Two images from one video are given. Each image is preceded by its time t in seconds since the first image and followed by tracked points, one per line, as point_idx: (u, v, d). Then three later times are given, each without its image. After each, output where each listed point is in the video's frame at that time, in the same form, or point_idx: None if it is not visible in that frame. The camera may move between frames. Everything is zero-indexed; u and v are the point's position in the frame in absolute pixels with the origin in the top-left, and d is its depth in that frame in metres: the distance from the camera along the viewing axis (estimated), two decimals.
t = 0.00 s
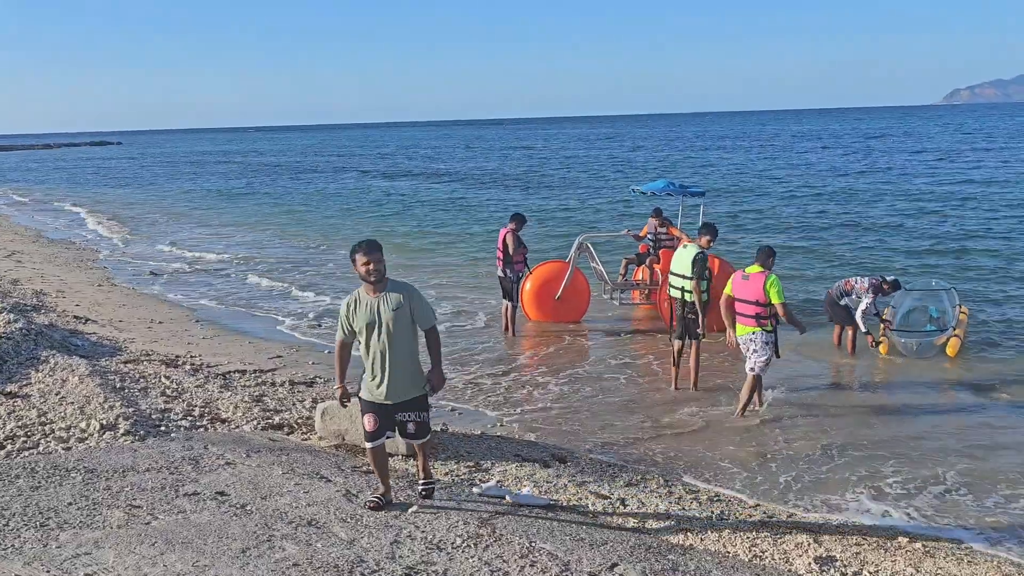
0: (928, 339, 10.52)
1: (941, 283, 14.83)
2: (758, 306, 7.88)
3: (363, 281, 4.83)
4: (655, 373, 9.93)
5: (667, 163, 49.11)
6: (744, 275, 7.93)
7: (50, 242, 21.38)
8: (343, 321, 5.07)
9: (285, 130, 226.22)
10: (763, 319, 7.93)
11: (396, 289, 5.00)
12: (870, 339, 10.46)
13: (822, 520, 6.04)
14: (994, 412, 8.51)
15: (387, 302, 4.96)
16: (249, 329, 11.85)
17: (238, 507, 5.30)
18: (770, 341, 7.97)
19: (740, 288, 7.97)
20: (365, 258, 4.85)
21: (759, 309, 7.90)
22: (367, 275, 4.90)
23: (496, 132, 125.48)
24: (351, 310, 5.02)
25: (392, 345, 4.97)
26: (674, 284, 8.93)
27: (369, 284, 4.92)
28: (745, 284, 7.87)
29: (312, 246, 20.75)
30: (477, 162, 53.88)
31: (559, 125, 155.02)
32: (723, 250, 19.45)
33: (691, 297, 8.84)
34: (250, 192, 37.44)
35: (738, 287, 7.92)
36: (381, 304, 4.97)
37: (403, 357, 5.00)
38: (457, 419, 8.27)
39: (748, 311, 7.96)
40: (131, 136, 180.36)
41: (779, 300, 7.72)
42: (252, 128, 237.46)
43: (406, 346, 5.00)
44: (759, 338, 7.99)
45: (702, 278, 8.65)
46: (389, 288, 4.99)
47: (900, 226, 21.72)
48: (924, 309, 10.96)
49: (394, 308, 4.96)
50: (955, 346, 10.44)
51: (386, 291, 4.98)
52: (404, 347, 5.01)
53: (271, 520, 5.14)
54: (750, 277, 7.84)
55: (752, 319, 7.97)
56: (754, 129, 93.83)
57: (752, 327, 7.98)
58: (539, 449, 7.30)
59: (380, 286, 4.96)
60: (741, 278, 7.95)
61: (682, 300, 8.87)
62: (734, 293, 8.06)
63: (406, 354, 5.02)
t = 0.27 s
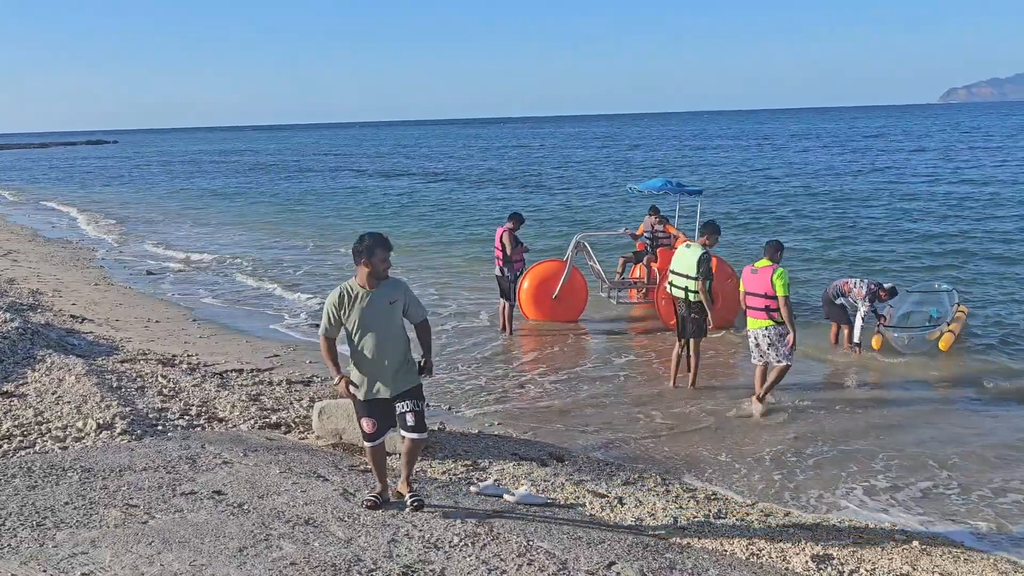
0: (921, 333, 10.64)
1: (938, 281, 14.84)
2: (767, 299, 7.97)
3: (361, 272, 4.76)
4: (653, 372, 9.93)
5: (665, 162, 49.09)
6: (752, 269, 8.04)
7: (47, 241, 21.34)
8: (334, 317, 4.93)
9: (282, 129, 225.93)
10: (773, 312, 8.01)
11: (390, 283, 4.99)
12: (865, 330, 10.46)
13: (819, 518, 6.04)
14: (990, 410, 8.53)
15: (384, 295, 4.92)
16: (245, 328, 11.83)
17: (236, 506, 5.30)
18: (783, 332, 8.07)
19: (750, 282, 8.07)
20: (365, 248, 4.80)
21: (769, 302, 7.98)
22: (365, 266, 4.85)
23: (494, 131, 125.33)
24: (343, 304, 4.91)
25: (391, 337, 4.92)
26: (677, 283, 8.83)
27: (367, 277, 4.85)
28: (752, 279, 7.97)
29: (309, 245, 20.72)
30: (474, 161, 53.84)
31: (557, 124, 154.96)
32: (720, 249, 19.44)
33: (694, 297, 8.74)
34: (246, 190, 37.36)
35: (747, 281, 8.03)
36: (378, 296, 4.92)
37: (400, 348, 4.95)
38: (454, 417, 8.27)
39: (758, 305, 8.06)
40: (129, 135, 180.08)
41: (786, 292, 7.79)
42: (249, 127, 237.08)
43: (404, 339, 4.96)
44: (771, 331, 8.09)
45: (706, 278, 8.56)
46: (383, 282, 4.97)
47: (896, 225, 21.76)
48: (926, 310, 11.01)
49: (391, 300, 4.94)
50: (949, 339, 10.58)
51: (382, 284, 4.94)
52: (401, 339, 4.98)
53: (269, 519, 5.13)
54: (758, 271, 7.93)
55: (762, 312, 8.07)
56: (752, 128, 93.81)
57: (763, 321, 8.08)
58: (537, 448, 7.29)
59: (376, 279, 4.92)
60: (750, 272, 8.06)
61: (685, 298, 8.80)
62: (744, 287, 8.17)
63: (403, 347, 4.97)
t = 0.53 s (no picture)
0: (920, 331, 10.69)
1: (936, 281, 14.86)
2: (780, 296, 8.29)
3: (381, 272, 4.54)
4: (652, 372, 9.93)
5: (663, 162, 49.08)
6: (767, 267, 8.37)
7: (44, 241, 21.29)
8: (343, 317, 4.60)
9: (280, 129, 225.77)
10: (785, 309, 8.33)
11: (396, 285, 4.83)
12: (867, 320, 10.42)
13: (817, 518, 6.04)
14: (988, 409, 8.54)
15: (394, 297, 4.74)
16: (243, 328, 11.81)
17: (233, 506, 5.29)
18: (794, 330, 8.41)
19: (763, 280, 8.40)
20: (383, 247, 4.61)
21: (781, 299, 8.31)
22: (381, 266, 4.63)
23: (493, 131, 125.36)
24: (354, 305, 4.62)
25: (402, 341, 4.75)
26: (681, 282, 8.86)
27: (381, 277, 4.64)
28: (767, 276, 8.32)
29: (307, 245, 20.70)
30: (472, 161, 53.80)
31: (555, 124, 154.93)
32: (718, 249, 19.43)
33: (701, 296, 8.78)
34: (244, 190, 37.30)
35: (760, 278, 8.36)
36: (389, 298, 4.72)
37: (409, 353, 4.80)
38: (452, 417, 8.27)
39: (770, 301, 8.38)
40: (127, 136, 180.01)
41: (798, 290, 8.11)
42: (247, 127, 236.89)
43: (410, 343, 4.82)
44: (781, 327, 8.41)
45: (714, 277, 8.63)
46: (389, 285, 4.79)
47: (894, 224, 21.77)
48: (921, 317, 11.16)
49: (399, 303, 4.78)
50: (947, 337, 10.64)
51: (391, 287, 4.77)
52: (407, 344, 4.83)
53: (267, 519, 5.12)
54: (772, 268, 8.30)
55: (774, 309, 8.39)
56: (751, 128, 93.83)
57: (774, 317, 8.40)
58: (535, 447, 7.29)
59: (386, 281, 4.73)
60: (764, 270, 8.39)
61: (691, 297, 8.79)
62: (757, 284, 8.49)
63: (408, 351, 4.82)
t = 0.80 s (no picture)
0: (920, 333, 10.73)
1: (934, 282, 14.88)
2: (800, 299, 8.54)
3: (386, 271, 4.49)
4: (650, 373, 9.94)
5: (661, 163, 49.08)
6: (785, 269, 8.57)
7: (41, 242, 21.25)
8: (349, 315, 4.52)
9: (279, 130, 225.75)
10: (805, 311, 8.59)
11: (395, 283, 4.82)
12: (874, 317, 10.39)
13: (814, 519, 6.04)
14: (985, 410, 8.55)
15: (396, 295, 4.71)
16: (241, 330, 11.81)
17: (231, 508, 5.29)
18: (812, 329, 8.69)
19: (781, 283, 8.61)
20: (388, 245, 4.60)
21: (801, 302, 8.56)
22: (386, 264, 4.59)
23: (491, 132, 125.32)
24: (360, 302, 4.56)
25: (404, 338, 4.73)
26: (685, 284, 9.00)
27: (384, 274, 4.62)
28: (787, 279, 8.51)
29: (305, 246, 20.69)
30: (470, 162, 53.79)
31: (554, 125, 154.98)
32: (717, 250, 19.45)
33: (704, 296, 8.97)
34: (242, 192, 37.28)
35: (780, 281, 8.57)
36: (391, 296, 4.69)
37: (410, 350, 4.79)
38: (450, 418, 8.29)
39: (790, 304, 8.62)
40: (124, 137, 179.61)
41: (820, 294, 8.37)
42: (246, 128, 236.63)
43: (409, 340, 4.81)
44: (801, 329, 8.67)
45: (716, 278, 8.82)
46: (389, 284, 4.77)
47: (892, 225, 21.79)
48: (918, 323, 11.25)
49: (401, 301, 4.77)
50: (945, 343, 10.62)
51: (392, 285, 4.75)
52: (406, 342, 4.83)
53: (265, 521, 5.12)
54: (792, 271, 8.49)
55: (794, 311, 8.64)
56: (749, 129, 93.89)
57: (794, 319, 8.66)
58: (533, 449, 7.29)
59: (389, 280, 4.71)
60: (782, 273, 8.59)
61: (694, 298, 8.99)
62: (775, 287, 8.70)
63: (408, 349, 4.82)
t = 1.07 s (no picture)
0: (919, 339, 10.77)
1: (933, 284, 14.89)
2: (810, 299, 8.63)
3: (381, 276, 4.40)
4: (648, 375, 9.95)
5: (660, 164, 49.09)
6: (797, 269, 8.72)
7: (39, 245, 21.23)
8: (348, 326, 4.44)
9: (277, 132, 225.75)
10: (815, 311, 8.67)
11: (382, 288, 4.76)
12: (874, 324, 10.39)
13: (812, 521, 6.04)
14: (984, 412, 8.56)
15: (388, 300, 4.66)
16: (238, 332, 11.80)
17: (229, 510, 5.28)
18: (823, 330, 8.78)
19: (794, 282, 8.74)
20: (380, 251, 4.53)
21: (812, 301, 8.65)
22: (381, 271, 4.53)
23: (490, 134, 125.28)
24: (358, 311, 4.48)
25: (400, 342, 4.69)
26: (685, 284, 9.12)
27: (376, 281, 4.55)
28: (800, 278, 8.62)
29: (303, 248, 20.67)
30: (468, 164, 53.80)
31: (552, 127, 155.01)
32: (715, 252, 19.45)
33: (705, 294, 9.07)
34: (240, 193, 37.27)
35: (791, 280, 8.71)
36: (383, 302, 4.64)
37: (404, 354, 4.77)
38: (448, 420, 8.29)
39: (801, 303, 8.72)
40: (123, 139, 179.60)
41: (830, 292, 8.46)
42: (244, 130, 236.48)
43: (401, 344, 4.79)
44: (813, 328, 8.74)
45: (716, 276, 8.94)
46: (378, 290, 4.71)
47: (890, 227, 21.81)
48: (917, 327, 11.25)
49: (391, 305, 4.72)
50: (935, 347, 10.46)
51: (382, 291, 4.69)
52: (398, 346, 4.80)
53: (263, 523, 5.12)
54: (805, 271, 8.60)
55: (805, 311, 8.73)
56: (748, 131, 94.05)
57: (805, 318, 8.74)
58: (531, 451, 7.29)
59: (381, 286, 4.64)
60: (794, 273, 8.73)
61: (696, 297, 9.09)
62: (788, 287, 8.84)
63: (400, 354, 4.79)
